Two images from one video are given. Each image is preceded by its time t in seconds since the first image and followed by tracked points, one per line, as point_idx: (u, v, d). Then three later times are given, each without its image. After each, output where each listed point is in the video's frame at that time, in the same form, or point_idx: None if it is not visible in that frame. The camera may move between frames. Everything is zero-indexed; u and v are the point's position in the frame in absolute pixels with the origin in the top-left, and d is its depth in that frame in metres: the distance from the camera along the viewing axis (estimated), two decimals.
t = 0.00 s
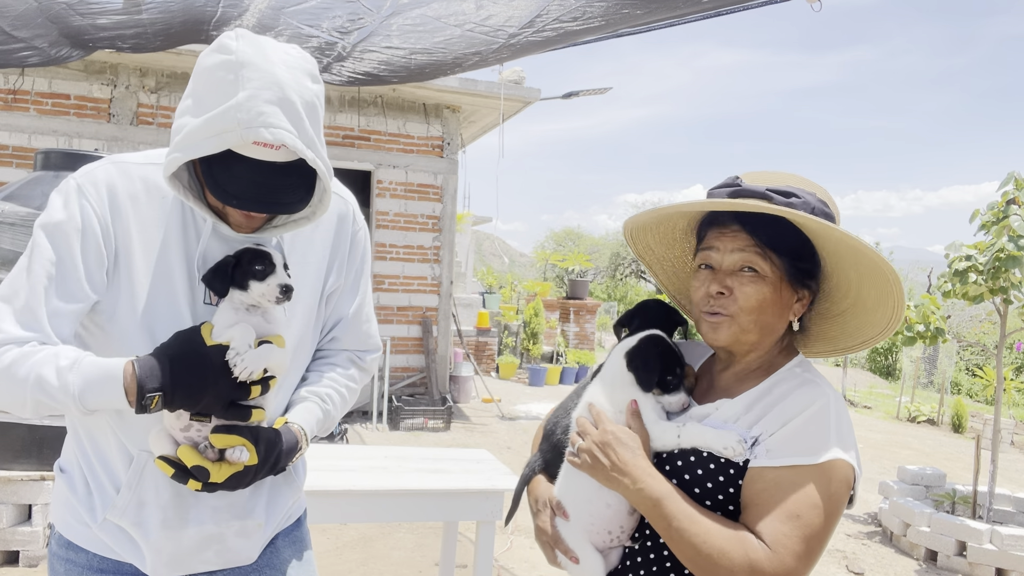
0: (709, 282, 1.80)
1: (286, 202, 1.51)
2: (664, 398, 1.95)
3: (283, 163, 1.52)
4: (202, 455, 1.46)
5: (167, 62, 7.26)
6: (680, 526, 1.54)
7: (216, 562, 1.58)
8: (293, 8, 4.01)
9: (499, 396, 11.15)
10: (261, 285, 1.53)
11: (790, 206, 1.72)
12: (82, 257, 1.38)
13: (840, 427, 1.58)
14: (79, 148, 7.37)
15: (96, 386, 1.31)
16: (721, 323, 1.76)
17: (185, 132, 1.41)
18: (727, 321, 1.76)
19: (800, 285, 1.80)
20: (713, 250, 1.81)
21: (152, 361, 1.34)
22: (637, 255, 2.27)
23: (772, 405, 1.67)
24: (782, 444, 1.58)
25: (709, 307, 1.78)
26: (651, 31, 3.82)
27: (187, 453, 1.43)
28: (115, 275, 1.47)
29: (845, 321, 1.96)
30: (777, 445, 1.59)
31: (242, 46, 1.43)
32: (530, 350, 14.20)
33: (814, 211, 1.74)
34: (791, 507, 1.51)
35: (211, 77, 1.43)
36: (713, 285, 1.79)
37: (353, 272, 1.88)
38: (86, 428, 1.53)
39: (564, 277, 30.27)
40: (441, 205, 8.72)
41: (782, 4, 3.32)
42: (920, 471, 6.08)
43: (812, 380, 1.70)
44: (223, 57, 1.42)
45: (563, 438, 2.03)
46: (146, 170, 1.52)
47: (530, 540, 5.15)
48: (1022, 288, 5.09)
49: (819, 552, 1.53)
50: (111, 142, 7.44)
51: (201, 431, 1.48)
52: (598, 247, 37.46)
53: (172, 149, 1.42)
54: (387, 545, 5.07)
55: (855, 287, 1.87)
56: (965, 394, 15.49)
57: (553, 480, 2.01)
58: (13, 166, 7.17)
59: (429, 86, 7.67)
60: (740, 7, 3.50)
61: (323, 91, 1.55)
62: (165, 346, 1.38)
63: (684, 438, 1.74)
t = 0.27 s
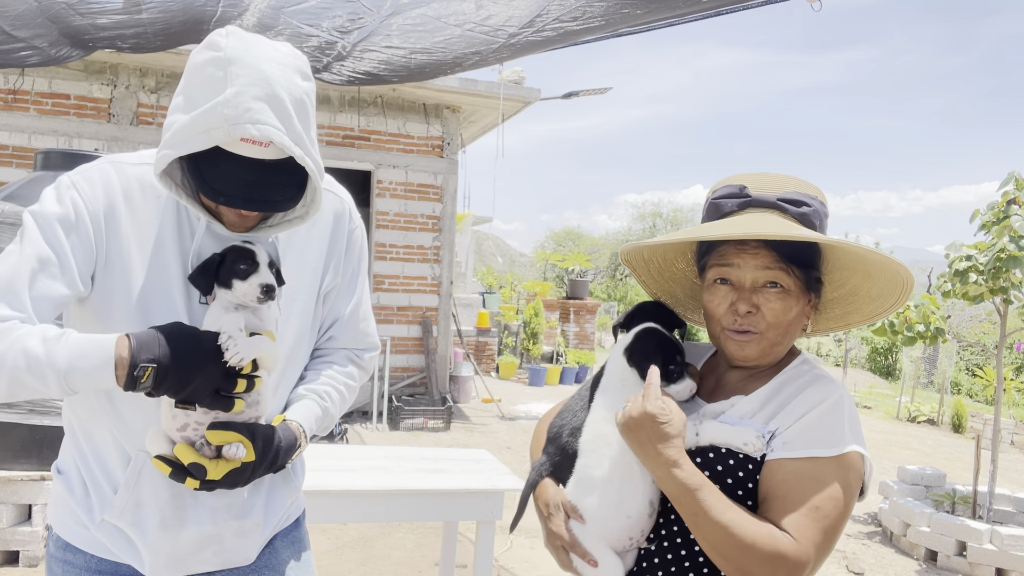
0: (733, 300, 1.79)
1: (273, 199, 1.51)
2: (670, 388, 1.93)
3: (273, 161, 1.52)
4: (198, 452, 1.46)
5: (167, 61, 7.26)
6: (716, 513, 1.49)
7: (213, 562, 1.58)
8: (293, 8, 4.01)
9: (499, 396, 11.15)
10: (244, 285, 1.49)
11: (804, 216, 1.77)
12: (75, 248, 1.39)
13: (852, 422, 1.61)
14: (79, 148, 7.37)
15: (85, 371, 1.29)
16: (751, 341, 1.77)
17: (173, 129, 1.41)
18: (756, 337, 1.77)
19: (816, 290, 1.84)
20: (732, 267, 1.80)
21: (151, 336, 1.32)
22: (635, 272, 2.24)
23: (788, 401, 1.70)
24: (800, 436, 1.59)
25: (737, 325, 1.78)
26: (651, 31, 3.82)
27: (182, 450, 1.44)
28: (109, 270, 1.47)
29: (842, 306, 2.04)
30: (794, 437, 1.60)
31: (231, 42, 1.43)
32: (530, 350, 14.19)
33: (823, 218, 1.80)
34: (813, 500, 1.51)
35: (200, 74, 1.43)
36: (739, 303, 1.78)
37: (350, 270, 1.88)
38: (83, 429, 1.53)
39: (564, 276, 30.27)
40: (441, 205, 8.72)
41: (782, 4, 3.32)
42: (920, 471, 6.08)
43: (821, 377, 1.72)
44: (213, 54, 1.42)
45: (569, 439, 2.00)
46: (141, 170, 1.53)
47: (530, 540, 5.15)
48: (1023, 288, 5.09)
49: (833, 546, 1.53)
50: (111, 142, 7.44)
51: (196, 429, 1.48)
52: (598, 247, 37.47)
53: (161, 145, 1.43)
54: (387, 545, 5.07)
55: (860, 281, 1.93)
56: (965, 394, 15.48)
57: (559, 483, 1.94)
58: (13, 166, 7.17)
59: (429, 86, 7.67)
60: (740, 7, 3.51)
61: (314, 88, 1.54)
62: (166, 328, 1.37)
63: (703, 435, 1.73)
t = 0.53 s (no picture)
0: (733, 302, 1.79)
1: (273, 200, 1.50)
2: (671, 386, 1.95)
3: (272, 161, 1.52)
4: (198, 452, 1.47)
5: (168, 61, 7.26)
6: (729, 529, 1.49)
7: (213, 563, 1.58)
8: (293, 8, 4.01)
9: (499, 396, 11.15)
10: (235, 285, 1.50)
11: (799, 217, 1.77)
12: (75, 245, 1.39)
13: (858, 419, 1.61)
14: (79, 148, 7.37)
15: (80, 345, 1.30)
16: (752, 343, 1.77)
17: (173, 129, 1.41)
18: (757, 339, 1.77)
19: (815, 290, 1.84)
20: (731, 270, 1.80)
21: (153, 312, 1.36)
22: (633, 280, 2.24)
23: (796, 400, 1.70)
24: (809, 436, 1.59)
25: (737, 327, 1.78)
26: (651, 30, 3.82)
27: (183, 449, 1.44)
28: (107, 267, 1.47)
29: (841, 301, 2.04)
30: (804, 438, 1.59)
31: (231, 42, 1.44)
32: (530, 351, 14.19)
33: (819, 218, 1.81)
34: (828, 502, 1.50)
35: (199, 74, 1.44)
36: (739, 306, 1.78)
37: (350, 271, 1.88)
38: (82, 431, 1.53)
39: (564, 276, 30.27)
40: (441, 205, 8.72)
41: (782, 4, 3.33)
42: (920, 471, 6.08)
43: (825, 376, 1.73)
44: (212, 54, 1.43)
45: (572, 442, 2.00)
46: (139, 170, 1.53)
47: (529, 540, 5.15)
48: (1022, 288, 5.09)
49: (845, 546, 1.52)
50: (111, 142, 7.44)
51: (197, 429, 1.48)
52: (598, 247, 37.48)
53: (160, 146, 1.43)
54: (387, 545, 5.07)
55: (858, 276, 1.92)
56: (965, 394, 15.48)
57: (562, 486, 1.95)
58: (13, 166, 7.17)
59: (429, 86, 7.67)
60: (740, 6, 3.51)
61: (313, 87, 1.54)
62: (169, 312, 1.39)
63: (711, 437, 1.73)
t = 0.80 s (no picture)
0: (732, 304, 1.79)
1: (282, 200, 1.50)
2: (669, 386, 1.95)
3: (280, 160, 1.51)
4: (202, 452, 1.47)
5: (168, 62, 7.26)
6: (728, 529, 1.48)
7: (213, 564, 1.59)
8: (293, 8, 4.01)
9: (499, 396, 11.15)
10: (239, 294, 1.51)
11: (798, 217, 1.77)
12: (76, 263, 1.38)
13: (859, 419, 1.61)
14: (79, 148, 7.37)
15: (62, 395, 1.29)
16: (752, 344, 1.76)
17: (181, 131, 1.41)
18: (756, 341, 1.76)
19: (814, 290, 1.84)
20: (730, 271, 1.80)
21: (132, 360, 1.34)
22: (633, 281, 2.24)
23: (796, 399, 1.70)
24: (809, 436, 1.59)
25: (736, 328, 1.78)
26: (651, 30, 3.82)
27: (186, 448, 1.44)
28: (109, 286, 1.46)
29: (841, 301, 2.04)
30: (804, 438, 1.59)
31: (238, 42, 1.43)
32: (530, 350, 14.19)
33: (818, 219, 1.80)
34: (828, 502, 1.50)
35: (206, 75, 1.43)
36: (738, 307, 1.78)
37: (350, 270, 1.88)
38: (83, 434, 1.53)
39: (564, 276, 30.27)
40: (441, 205, 8.72)
41: (782, 4, 3.33)
42: (920, 471, 6.09)
43: (826, 376, 1.73)
44: (219, 54, 1.43)
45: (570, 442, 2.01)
46: (137, 172, 1.52)
47: (529, 540, 5.15)
48: (1022, 288, 5.09)
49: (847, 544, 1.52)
50: (111, 142, 7.44)
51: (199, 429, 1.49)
52: (598, 247, 37.48)
53: (167, 148, 1.42)
54: (387, 545, 5.07)
55: (858, 275, 1.92)
56: (965, 394, 15.49)
57: (562, 488, 1.95)
58: (13, 166, 7.16)
59: (429, 86, 7.67)
60: (740, 6, 3.52)
61: (320, 87, 1.54)
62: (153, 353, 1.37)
63: (711, 437, 1.73)
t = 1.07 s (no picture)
0: (730, 302, 1.79)
1: (286, 200, 1.50)
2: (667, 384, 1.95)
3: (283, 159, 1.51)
4: (202, 455, 1.47)
5: (168, 62, 7.26)
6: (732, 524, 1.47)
7: (212, 564, 1.59)
8: (293, 8, 4.01)
9: (499, 396, 11.15)
10: (260, 336, 1.50)
11: (798, 217, 1.77)
12: (70, 269, 1.38)
13: (861, 419, 1.60)
14: (79, 148, 7.36)
15: (63, 406, 1.31)
16: (750, 344, 1.77)
17: (183, 131, 1.41)
18: (755, 340, 1.77)
19: (815, 290, 1.84)
20: (729, 270, 1.80)
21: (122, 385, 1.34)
22: (633, 280, 2.24)
23: (796, 398, 1.70)
24: (810, 436, 1.59)
25: (735, 327, 1.78)
26: (651, 29, 3.82)
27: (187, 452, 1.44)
28: (108, 289, 1.47)
29: (845, 304, 2.03)
30: (806, 438, 1.60)
31: (239, 41, 1.43)
32: (530, 350, 14.19)
33: (819, 219, 1.79)
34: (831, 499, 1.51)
35: (207, 74, 1.43)
36: (736, 306, 1.78)
37: (351, 271, 1.89)
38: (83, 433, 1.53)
39: (564, 277, 30.28)
40: (442, 205, 8.72)
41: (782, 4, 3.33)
42: (920, 471, 6.09)
43: (828, 376, 1.72)
44: (219, 53, 1.42)
45: (570, 440, 2.02)
46: (136, 171, 1.53)
47: (529, 540, 5.15)
48: (1023, 288, 5.09)
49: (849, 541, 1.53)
50: (111, 142, 7.44)
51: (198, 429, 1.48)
52: (598, 247, 37.48)
53: (169, 149, 1.42)
54: (387, 545, 5.07)
55: (861, 277, 1.91)
56: (965, 394, 15.49)
57: (562, 485, 1.97)
58: (13, 166, 7.17)
59: (429, 86, 7.67)
60: (741, 6, 3.53)
61: (322, 85, 1.55)
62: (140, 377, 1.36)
63: (709, 435, 1.73)
